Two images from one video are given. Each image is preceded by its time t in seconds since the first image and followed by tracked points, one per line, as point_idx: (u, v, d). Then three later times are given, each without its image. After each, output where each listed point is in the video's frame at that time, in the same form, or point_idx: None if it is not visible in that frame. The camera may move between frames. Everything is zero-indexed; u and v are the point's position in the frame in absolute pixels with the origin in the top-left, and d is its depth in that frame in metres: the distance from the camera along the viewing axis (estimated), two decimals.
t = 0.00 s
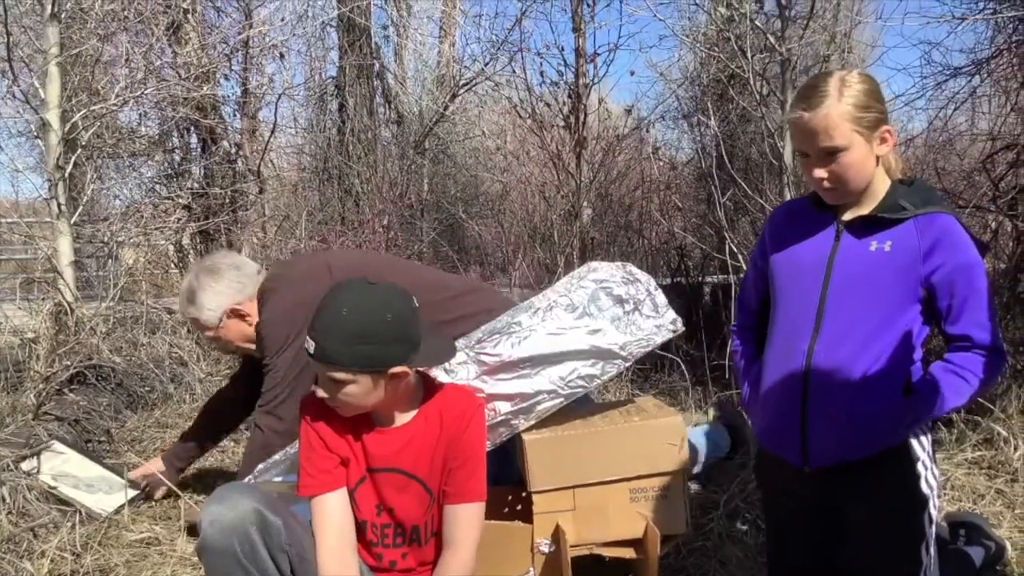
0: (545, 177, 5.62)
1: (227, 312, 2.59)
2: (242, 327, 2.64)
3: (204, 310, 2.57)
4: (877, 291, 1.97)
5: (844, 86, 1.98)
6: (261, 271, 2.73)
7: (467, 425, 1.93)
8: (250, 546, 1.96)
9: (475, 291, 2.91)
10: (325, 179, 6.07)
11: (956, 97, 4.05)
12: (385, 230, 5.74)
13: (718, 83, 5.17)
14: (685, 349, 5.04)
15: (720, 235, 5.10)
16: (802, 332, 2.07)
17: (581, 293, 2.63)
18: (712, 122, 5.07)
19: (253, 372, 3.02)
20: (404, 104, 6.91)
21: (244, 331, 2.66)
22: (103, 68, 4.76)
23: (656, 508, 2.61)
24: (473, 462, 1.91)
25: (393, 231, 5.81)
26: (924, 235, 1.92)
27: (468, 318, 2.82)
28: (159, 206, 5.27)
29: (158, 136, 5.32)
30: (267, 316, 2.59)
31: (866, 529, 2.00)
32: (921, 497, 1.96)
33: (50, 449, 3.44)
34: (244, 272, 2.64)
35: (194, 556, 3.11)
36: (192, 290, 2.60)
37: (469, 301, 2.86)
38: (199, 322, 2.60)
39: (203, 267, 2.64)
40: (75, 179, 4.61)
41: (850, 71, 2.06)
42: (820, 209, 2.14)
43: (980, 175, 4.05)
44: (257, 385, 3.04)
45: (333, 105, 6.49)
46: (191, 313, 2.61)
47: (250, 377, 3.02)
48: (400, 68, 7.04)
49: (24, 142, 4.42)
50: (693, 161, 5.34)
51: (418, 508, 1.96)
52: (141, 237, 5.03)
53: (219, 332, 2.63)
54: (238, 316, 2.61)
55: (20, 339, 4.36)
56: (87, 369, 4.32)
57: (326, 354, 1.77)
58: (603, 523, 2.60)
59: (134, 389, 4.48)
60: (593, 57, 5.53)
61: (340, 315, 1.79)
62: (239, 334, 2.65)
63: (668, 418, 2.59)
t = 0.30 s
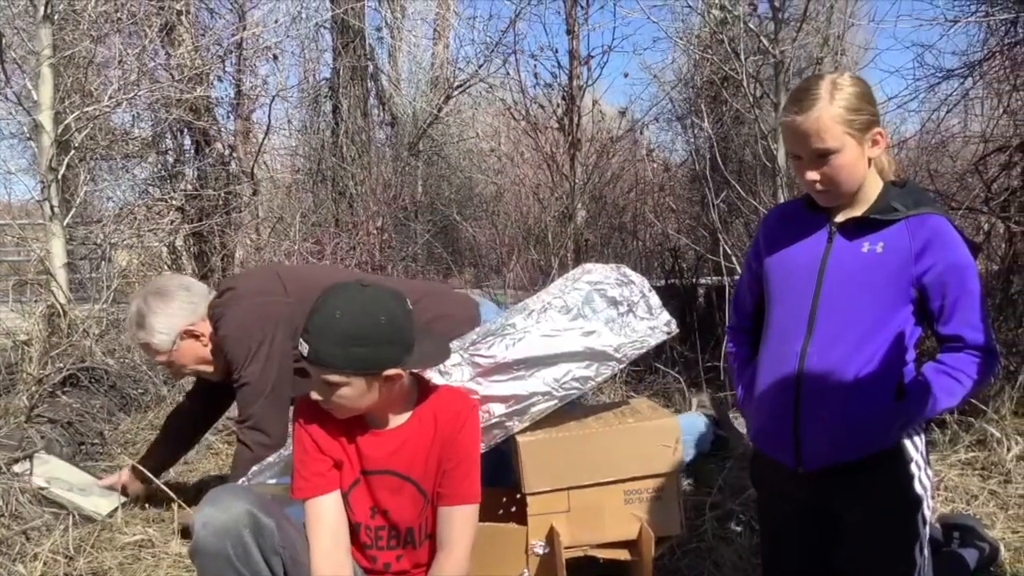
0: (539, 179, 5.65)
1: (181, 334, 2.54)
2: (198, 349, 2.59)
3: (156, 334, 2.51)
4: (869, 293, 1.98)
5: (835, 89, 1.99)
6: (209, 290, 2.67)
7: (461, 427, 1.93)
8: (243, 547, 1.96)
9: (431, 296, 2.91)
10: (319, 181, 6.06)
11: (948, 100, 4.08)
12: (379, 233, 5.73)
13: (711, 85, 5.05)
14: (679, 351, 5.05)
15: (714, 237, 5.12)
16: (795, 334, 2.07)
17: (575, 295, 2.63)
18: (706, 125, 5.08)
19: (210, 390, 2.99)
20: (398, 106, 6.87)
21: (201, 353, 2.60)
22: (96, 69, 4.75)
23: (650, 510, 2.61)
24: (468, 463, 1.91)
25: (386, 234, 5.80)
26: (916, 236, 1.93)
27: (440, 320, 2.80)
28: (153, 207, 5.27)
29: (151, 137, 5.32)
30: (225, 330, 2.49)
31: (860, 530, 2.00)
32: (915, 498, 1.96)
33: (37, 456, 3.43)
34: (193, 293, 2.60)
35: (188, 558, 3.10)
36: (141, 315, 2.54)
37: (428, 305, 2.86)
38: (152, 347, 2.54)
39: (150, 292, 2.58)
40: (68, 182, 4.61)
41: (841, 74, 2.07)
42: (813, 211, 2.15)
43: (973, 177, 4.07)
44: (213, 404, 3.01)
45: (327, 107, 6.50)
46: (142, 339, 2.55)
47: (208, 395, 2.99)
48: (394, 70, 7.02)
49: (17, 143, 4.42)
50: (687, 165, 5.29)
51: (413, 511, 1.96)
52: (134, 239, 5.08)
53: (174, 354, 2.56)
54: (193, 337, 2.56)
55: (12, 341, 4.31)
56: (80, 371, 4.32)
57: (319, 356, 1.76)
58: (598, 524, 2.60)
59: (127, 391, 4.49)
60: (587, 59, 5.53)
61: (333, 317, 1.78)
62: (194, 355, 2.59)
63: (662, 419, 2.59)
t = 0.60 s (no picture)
0: (539, 180, 5.66)
1: (182, 331, 2.54)
2: (199, 346, 2.58)
3: (159, 331, 2.51)
4: (868, 292, 1.98)
5: (833, 90, 1.99)
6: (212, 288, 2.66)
7: (461, 427, 1.93)
8: (242, 547, 1.96)
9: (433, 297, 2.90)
10: (319, 181, 6.01)
11: (948, 100, 4.08)
12: (379, 233, 5.73)
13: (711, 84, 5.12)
14: (679, 351, 5.05)
15: (714, 237, 5.13)
16: (795, 334, 2.07)
17: (575, 295, 2.62)
18: (706, 125, 5.09)
19: (217, 386, 2.99)
20: (397, 107, 6.83)
21: (203, 351, 2.60)
22: (96, 70, 4.76)
23: (649, 511, 2.61)
24: (467, 462, 1.91)
25: (386, 235, 5.78)
26: (915, 235, 1.93)
27: (444, 321, 2.80)
28: (153, 207, 5.28)
29: (151, 137, 5.33)
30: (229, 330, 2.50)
31: (860, 530, 2.00)
32: (915, 498, 1.96)
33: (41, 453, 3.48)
34: (195, 290, 2.60)
35: (187, 559, 3.09)
36: (144, 313, 2.54)
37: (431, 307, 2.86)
38: (155, 344, 2.55)
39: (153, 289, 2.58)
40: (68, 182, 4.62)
41: (839, 74, 2.07)
42: (812, 211, 2.15)
43: (972, 177, 4.07)
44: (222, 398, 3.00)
45: (327, 107, 6.48)
46: (145, 337, 2.57)
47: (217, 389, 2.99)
48: (394, 70, 7.01)
49: (17, 143, 4.43)
50: (687, 164, 5.40)
51: (412, 510, 1.95)
52: (133, 240, 5.05)
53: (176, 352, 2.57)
54: (195, 334, 2.56)
55: (12, 341, 4.31)
56: (80, 372, 4.33)
57: (317, 356, 1.76)
58: (598, 524, 2.60)
59: (127, 391, 4.50)
60: (587, 59, 5.53)
61: (330, 317, 1.78)
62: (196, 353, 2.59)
63: (662, 419, 2.59)
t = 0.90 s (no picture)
0: (539, 180, 5.68)
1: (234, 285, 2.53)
2: (245, 305, 2.58)
3: (211, 282, 2.51)
4: (869, 293, 1.98)
5: (832, 91, 1.99)
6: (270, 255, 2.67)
7: (460, 427, 1.93)
8: (241, 548, 1.96)
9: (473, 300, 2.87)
10: (319, 182, 5.98)
11: (948, 100, 4.08)
12: (379, 234, 5.78)
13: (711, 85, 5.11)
14: (679, 352, 5.04)
15: (714, 237, 5.14)
16: (796, 335, 2.07)
17: (575, 296, 2.62)
18: (706, 126, 5.10)
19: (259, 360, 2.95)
20: (397, 107, 6.80)
21: (247, 311, 2.59)
22: (96, 71, 4.77)
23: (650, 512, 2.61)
24: (467, 463, 1.91)
25: (386, 235, 5.82)
26: (915, 235, 1.93)
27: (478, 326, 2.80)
28: (153, 208, 5.28)
29: (151, 138, 5.35)
30: (273, 315, 2.53)
31: (860, 530, 2.00)
32: (916, 499, 1.97)
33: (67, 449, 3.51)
34: (254, 251, 2.60)
35: (187, 560, 3.09)
36: (201, 261, 2.54)
37: (468, 308, 2.83)
38: (202, 294, 2.53)
39: (215, 241, 2.60)
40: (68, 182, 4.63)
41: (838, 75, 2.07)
42: (813, 212, 2.15)
43: (972, 177, 4.08)
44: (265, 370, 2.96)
45: (327, 108, 6.47)
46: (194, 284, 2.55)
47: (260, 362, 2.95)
48: (394, 71, 6.99)
49: (17, 144, 4.44)
50: (687, 165, 5.43)
51: (412, 511, 1.95)
52: (133, 240, 5.05)
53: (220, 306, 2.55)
54: (245, 292, 2.56)
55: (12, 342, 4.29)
56: (80, 373, 4.37)
57: (315, 358, 1.76)
58: (597, 525, 2.59)
59: (127, 392, 4.55)
60: (586, 60, 5.54)
61: (329, 318, 1.78)
62: (240, 311, 2.58)
63: (661, 420, 2.59)
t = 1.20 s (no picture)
0: (539, 182, 5.71)
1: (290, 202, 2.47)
2: (297, 226, 2.50)
3: (270, 193, 2.45)
4: (870, 294, 1.98)
5: (833, 92, 1.99)
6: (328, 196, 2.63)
7: (460, 428, 1.93)
8: (241, 549, 1.96)
9: (502, 281, 2.75)
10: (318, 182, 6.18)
11: (947, 101, 4.09)
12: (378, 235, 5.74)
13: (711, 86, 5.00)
14: (679, 353, 5.04)
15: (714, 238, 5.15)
16: (796, 337, 2.07)
17: (575, 297, 2.62)
18: (706, 128, 5.11)
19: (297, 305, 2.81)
20: (396, 108, 6.73)
21: (298, 234, 2.51)
22: (96, 72, 4.76)
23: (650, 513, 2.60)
24: (468, 463, 1.91)
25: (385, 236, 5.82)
26: (916, 236, 1.93)
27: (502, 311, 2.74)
28: (153, 210, 5.27)
29: (151, 139, 5.37)
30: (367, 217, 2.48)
31: (860, 530, 2.00)
32: (915, 500, 1.97)
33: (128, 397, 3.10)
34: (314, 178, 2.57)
35: (187, 562, 3.08)
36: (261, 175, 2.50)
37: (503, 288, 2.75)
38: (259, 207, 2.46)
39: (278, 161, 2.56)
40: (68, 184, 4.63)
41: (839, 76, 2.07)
42: (813, 214, 2.15)
43: (972, 179, 4.08)
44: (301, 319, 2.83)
45: (327, 109, 6.45)
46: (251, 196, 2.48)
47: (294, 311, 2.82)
48: (394, 72, 6.95)
49: (17, 146, 4.44)
50: (686, 166, 5.49)
51: (411, 512, 1.95)
52: (133, 241, 5.06)
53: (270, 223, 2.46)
54: (300, 211, 2.48)
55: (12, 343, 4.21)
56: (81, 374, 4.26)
57: (315, 359, 1.76)
58: (597, 526, 2.59)
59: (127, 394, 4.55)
60: (586, 62, 5.54)
61: (328, 319, 1.78)
62: (290, 230, 2.49)
63: (661, 422, 2.59)
